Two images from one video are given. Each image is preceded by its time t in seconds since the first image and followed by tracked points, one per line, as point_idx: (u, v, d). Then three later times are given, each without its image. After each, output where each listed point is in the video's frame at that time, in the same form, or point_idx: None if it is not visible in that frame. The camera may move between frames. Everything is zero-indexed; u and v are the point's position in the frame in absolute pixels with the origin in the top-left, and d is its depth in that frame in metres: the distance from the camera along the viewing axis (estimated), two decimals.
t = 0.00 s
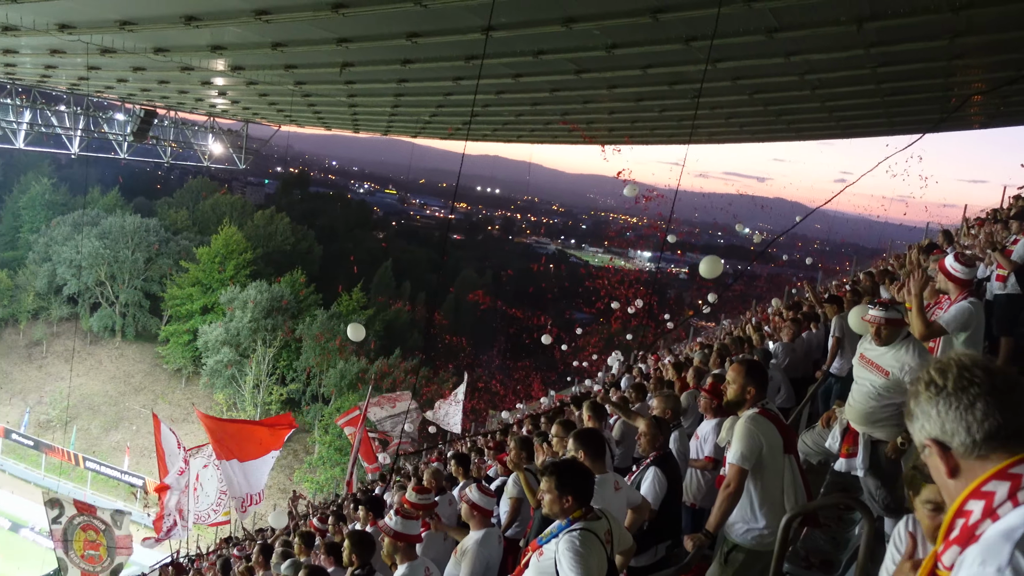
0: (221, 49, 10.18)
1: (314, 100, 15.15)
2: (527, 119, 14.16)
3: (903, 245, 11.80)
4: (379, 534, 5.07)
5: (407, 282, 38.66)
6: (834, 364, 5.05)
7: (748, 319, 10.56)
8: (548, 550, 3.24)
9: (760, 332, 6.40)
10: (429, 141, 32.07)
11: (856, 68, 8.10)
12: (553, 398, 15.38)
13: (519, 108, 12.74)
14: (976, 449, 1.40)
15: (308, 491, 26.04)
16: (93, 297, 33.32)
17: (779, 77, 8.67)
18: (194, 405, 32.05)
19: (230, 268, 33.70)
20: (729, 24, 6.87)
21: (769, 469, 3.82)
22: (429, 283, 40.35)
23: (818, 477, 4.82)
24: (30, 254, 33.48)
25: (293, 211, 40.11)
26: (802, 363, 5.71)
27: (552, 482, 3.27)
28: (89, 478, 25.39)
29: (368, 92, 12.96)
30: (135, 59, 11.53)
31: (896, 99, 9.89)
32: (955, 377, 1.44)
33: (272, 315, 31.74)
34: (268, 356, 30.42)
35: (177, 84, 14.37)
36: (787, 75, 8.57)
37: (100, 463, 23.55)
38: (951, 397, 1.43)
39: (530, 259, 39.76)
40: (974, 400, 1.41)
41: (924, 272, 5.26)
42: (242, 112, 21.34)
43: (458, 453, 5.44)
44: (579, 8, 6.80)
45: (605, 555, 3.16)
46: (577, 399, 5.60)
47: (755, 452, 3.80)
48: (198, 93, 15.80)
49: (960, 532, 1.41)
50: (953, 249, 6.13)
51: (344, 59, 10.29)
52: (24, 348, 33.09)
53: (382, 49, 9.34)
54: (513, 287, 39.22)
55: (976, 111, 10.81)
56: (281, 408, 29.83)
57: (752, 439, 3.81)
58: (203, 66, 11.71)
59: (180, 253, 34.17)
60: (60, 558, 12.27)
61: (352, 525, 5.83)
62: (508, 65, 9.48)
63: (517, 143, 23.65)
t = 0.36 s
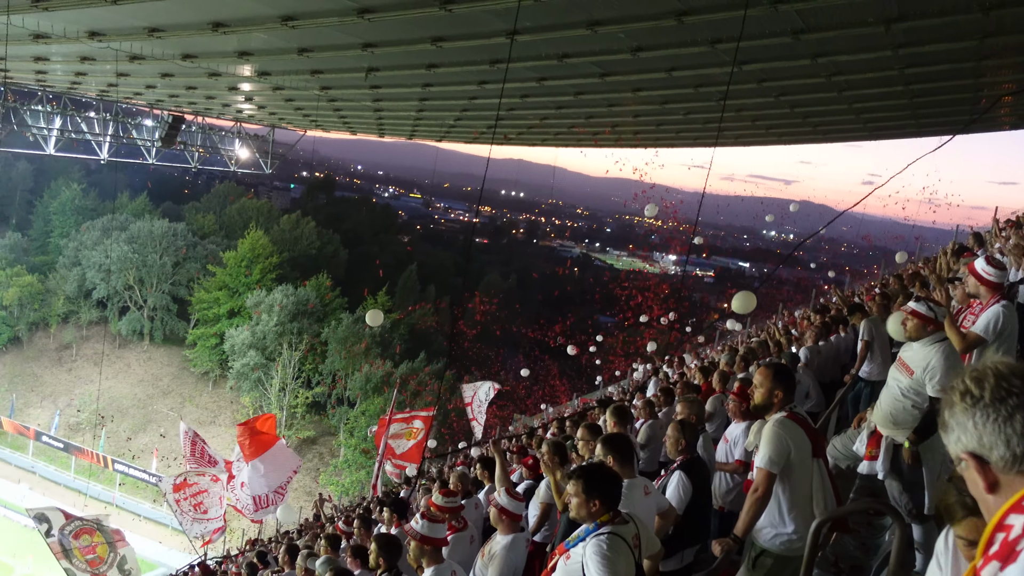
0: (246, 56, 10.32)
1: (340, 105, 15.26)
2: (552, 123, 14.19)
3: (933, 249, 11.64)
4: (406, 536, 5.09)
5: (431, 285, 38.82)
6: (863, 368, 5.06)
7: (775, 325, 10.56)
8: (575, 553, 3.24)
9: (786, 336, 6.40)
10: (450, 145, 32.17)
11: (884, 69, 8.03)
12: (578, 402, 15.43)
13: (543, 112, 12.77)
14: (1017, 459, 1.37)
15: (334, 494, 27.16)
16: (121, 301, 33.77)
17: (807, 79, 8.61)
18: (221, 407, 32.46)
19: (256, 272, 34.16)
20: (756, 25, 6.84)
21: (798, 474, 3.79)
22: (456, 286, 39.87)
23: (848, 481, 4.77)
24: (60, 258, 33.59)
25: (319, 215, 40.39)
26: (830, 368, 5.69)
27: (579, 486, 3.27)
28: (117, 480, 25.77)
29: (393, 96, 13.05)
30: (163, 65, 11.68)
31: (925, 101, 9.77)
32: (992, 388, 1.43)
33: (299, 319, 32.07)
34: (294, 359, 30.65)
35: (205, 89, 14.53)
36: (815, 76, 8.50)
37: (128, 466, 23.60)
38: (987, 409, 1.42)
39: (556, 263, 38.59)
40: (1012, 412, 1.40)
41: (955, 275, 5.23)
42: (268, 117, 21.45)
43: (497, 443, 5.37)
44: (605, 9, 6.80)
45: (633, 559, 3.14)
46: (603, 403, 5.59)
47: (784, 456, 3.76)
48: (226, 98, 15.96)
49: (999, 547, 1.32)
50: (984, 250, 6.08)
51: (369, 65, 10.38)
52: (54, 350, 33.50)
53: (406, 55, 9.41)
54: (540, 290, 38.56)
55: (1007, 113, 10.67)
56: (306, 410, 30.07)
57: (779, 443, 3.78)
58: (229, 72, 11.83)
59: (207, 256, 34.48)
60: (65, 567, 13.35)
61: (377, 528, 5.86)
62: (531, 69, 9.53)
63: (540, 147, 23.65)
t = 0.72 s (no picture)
0: (275, 57, 10.36)
1: (368, 106, 15.29)
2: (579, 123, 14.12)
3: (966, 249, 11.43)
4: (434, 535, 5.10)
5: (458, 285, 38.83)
6: (897, 369, 5.07)
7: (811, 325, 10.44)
8: (606, 553, 3.23)
9: (816, 338, 6.38)
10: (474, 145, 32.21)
11: (915, 67, 7.94)
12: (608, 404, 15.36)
13: (570, 112, 12.71)
14: None
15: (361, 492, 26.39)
16: (152, 301, 34.12)
17: (836, 78, 8.54)
18: (250, 407, 32.62)
19: (285, 272, 34.54)
20: (784, 23, 6.79)
21: (831, 476, 3.75)
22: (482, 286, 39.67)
23: (881, 483, 4.72)
24: (93, 258, 34.04)
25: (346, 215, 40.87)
26: (862, 369, 5.65)
27: (611, 485, 3.28)
28: (148, 478, 25.99)
29: (421, 97, 13.06)
30: (194, 67, 11.77)
31: (957, 98, 9.64)
32: None
33: (327, 318, 32.49)
34: (322, 358, 30.79)
35: (234, 91, 14.65)
36: (844, 75, 8.44)
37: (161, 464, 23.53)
38: None
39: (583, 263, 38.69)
40: None
41: (990, 276, 5.20)
42: (296, 118, 21.53)
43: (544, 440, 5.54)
44: (633, 10, 6.79)
45: (665, 559, 3.13)
46: (632, 403, 5.59)
47: (817, 457, 3.74)
48: (255, 100, 16.06)
49: None
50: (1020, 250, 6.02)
51: (398, 66, 10.38)
52: (87, 350, 33.72)
53: (435, 55, 9.36)
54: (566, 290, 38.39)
55: None
56: (334, 410, 30.19)
57: (813, 443, 3.76)
58: (258, 73, 11.90)
59: (236, 257, 35.07)
60: None
61: (405, 525, 5.88)
62: (559, 69, 9.49)
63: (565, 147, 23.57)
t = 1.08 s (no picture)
0: (307, 57, 10.44)
1: (398, 106, 15.35)
2: (609, 122, 14.07)
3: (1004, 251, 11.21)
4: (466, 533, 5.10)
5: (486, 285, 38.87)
6: (932, 371, 5.03)
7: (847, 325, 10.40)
8: (638, 553, 3.22)
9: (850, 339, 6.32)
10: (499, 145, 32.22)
11: (951, 64, 7.85)
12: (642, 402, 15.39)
13: (600, 111, 12.67)
14: None
15: (390, 490, 26.43)
16: (185, 299, 34.71)
17: (869, 76, 8.46)
18: (280, 405, 32.91)
19: (315, 272, 34.90)
20: (818, 21, 6.75)
21: (867, 478, 3.71)
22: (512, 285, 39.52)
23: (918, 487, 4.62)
24: (127, 258, 34.82)
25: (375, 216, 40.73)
26: (896, 370, 5.59)
27: (644, 486, 3.26)
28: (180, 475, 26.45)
29: (451, 97, 13.08)
30: (227, 68, 11.88)
31: (994, 95, 9.47)
32: None
33: (357, 318, 32.64)
34: (352, 357, 31.00)
35: (266, 92, 14.78)
36: (878, 73, 8.35)
37: (192, 461, 24.47)
38: None
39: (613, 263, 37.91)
40: None
41: None
42: (326, 119, 21.63)
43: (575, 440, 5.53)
44: (663, 8, 6.79)
45: (698, 561, 3.11)
46: (663, 403, 5.57)
47: (852, 458, 3.69)
48: (286, 101, 16.19)
49: None
50: None
51: (428, 66, 10.42)
52: (122, 348, 34.39)
53: (465, 55, 9.41)
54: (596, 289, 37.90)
55: None
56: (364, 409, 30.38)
57: (847, 444, 3.72)
58: (290, 74, 12.01)
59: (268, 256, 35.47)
60: None
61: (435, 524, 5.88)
62: (589, 68, 9.49)
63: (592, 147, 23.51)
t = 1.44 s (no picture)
0: (334, 55, 10.51)
1: (424, 103, 15.38)
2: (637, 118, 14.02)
3: None
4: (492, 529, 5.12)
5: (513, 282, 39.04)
6: (964, 369, 5.00)
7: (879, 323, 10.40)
8: (667, 549, 3.22)
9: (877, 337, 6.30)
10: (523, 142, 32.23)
11: (986, 58, 7.74)
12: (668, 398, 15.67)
13: (627, 107, 12.63)
14: None
15: (417, 486, 27.52)
16: (215, 296, 35.17)
17: (900, 71, 8.39)
18: (308, 399, 33.35)
19: (343, 268, 35.01)
20: (851, 14, 6.67)
21: (898, 475, 3.67)
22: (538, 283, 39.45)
23: (949, 485, 4.60)
24: (159, 254, 35.50)
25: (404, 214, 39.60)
26: (926, 368, 5.55)
27: (673, 481, 3.25)
28: (210, 468, 27.03)
29: (479, 93, 13.10)
30: (257, 66, 11.98)
31: None
32: None
33: (384, 314, 32.84)
34: (380, 353, 31.39)
35: (295, 89, 14.87)
36: (910, 67, 8.29)
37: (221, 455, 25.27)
38: None
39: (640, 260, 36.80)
40: None
41: None
42: (355, 115, 21.73)
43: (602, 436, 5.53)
44: (693, 2, 6.74)
45: (727, 557, 3.09)
46: (692, 400, 5.56)
47: (884, 455, 3.66)
48: (315, 98, 16.31)
49: None
50: None
51: (454, 63, 10.49)
52: (152, 342, 35.24)
53: (492, 51, 9.46)
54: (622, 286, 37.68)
55: None
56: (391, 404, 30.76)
57: (879, 440, 3.69)
58: (319, 72, 12.12)
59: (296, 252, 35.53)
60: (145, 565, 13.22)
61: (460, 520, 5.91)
62: (618, 64, 9.46)
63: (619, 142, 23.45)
